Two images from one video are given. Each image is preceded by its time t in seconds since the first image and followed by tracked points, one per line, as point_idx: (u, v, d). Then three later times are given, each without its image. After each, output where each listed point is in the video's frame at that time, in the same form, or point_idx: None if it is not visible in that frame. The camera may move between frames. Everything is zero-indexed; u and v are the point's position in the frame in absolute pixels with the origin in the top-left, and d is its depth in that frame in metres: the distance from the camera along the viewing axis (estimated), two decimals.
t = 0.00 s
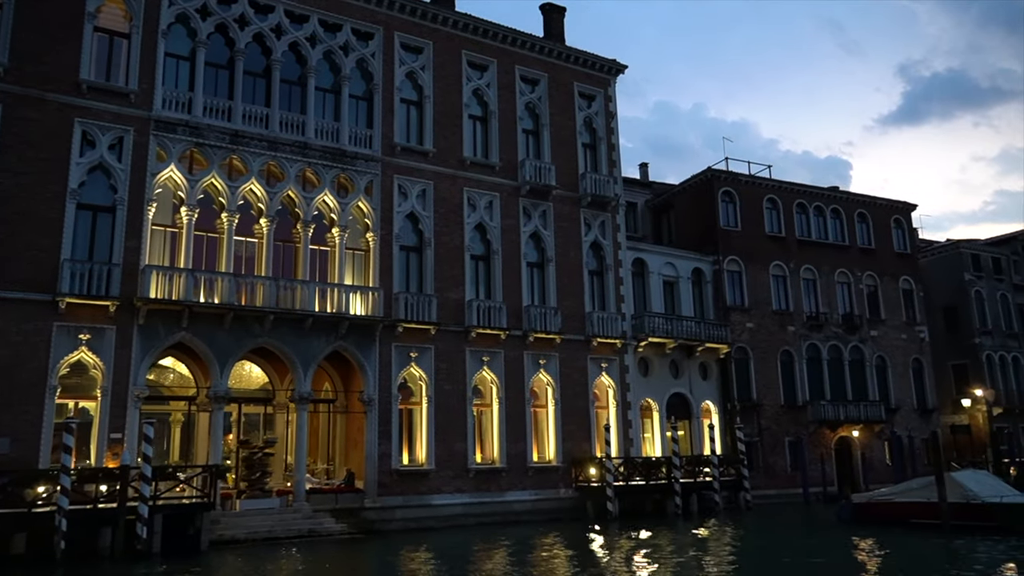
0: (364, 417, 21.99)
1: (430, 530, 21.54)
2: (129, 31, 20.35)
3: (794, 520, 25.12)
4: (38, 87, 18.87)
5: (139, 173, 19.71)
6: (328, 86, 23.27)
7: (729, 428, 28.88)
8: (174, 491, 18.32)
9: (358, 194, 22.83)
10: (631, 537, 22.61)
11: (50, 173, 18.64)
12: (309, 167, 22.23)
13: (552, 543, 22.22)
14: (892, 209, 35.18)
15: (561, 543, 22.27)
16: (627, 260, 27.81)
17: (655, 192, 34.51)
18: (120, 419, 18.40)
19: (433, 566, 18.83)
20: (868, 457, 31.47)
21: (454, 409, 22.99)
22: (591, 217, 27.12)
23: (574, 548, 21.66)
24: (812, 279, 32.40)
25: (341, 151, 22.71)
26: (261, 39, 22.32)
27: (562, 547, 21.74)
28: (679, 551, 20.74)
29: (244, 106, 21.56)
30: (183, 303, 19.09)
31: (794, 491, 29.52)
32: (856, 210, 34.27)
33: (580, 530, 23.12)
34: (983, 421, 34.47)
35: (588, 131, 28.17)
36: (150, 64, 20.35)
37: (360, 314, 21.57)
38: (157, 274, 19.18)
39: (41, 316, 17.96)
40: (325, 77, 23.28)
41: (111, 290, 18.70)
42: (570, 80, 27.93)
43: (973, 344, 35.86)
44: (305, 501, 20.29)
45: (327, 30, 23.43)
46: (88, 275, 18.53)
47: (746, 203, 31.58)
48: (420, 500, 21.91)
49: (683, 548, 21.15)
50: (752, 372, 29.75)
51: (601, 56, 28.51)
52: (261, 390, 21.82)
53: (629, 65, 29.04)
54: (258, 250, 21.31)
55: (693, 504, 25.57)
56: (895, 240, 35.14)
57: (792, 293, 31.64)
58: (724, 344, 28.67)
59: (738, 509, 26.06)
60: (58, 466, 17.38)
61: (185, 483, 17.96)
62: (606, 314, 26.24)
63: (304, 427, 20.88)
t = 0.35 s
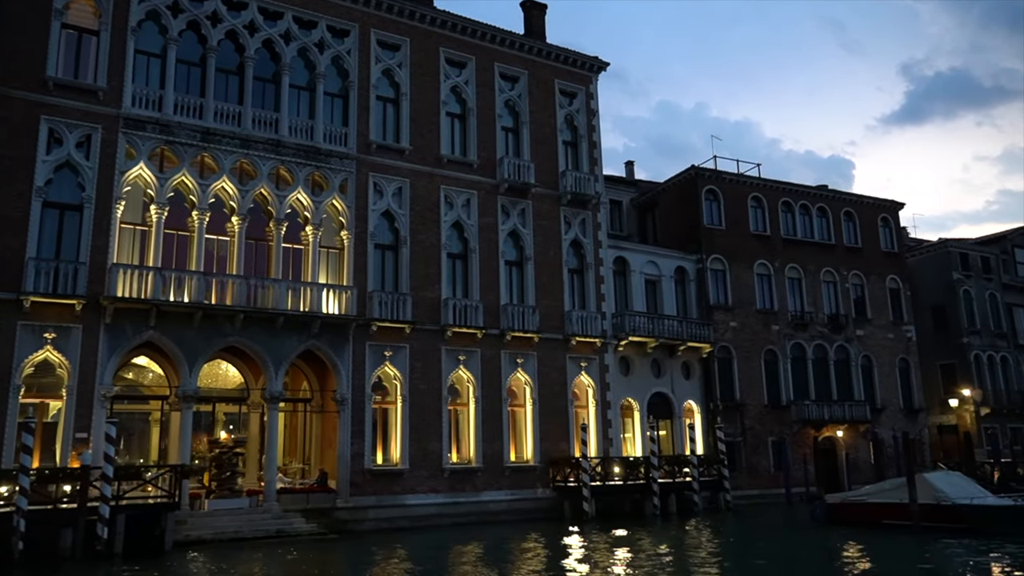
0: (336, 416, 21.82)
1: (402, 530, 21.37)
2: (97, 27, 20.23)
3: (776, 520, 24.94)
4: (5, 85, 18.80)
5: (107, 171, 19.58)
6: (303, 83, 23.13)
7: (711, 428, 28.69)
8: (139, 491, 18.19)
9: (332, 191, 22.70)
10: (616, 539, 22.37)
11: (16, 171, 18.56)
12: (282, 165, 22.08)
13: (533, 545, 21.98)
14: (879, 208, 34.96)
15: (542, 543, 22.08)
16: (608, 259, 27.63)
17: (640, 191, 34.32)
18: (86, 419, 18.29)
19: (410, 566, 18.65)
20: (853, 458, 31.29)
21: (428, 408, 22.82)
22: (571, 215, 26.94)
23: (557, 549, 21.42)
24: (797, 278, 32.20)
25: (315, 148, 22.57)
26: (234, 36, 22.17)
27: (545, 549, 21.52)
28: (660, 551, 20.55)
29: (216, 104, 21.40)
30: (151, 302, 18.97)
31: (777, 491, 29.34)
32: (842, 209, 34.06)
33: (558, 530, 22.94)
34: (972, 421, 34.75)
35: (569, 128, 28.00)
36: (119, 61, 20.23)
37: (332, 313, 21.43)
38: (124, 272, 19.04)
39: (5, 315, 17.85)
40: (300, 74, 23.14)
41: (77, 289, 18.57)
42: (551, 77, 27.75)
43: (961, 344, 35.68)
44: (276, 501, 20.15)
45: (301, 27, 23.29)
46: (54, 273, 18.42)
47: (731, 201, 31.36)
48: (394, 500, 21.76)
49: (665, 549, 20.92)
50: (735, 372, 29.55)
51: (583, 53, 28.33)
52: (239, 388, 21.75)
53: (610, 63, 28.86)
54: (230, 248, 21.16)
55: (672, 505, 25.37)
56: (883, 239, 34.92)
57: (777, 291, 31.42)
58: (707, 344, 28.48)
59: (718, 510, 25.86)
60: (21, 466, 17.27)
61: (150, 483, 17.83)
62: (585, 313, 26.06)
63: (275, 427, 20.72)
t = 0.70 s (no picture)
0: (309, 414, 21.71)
1: (375, 530, 21.25)
2: (67, 23, 20.10)
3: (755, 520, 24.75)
4: None
5: (76, 168, 19.47)
6: (279, 80, 22.99)
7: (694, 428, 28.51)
8: (105, 491, 18.05)
9: (307, 189, 22.57)
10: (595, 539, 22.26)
11: None
12: (256, 162, 21.95)
13: (509, 545, 21.82)
14: (867, 207, 34.73)
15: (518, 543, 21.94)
16: (589, 257, 27.46)
17: (626, 189, 34.14)
18: (52, 417, 18.19)
19: (380, 564, 18.52)
20: (838, 458, 31.12)
21: (403, 407, 22.67)
22: (551, 213, 26.77)
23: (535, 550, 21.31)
24: (783, 277, 31.99)
25: (290, 146, 22.43)
26: (208, 32, 22.02)
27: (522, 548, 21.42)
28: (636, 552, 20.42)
29: (189, 100, 21.26)
30: (118, 300, 18.84)
31: (761, 491, 29.16)
32: (830, 207, 33.83)
33: (534, 530, 22.79)
34: (960, 421, 34.39)
35: (551, 126, 27.83)
36: (90, 56, 20.09)
37: (305, 311, 21.30)
38: (92, 270, 18.92)
39: None
40: (275, 71, 23.00)
41: (44, 286, 18.46)
42: (532, 75, 27.58)
43: (950, 344, 35.45)
44: (246, 500, 20.02)
45: (277, 24, 23.15)
46: (21, 270, 18.31)
47: (715, 200, 31.13)
48: (367, 500, 21.64)
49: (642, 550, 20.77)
50: (718, 371, 29.36)
51: (565, 51, 28.16)
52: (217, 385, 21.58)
53: (593, 60, 28.67)
54: (202, 246, 21.02)
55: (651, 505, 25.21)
56: (870, 238, 34.69)
57: (761, 291, 31.20)
58: (689, 343, 28.30)
59: (698, 511, 25.67)
60: None
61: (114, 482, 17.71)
62: (565, 312, 25.89)
63: (246, 426, 20.55)
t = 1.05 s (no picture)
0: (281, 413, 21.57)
1: (346, 530, 21.11)
2: (36, 18, 19.96)
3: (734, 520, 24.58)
4: None
5: (44, 164, 19.37)
6: (253, 76, 22.84)
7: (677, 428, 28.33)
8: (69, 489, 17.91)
9: (281, 186, 22.42)
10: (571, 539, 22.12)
11: None
12: (228, 159, 21.79)
13: (484, 545, 21.62)
14: (855, 206, 34.50)
15: (492, 543, 21.79)
16: (570, 255, 27.30)
17: (611, 187, 33.96)
18: (16, 414, 18.11)
19: (349, 563, 18.38)
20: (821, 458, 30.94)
21: (377, 406, 22.52)
22: (531, 211, 26.61)
23: (510, 549, 21.16)
24: (767, 276, 31.77)
25: (263, 142, 22.28)
26: (181, 27, 21.85)
27: (497, 548, 21.29)
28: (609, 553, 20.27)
29: (161, 96, 21.08)
30: (85, 298, 18.70)
31: (743, 491, 28.98)
32: (816, 206, 33.59)
33: (510, 530, 22.61)
34: (947, 422, 34.21)
35: (532, 123, 27.66)
36: (59, 52, 19.95)
37: (276, 309, 21.14)
38: (58, 267, 18.78)
39: None
40: (250, 67, 22.84)
41: (9, 282, 18.37)
42: (513, 72, 27.40)
43: (937, 344, 35.26)
44: (215, 499, 19.85)
45: (252, 20, 22.99)
46: None
47: (699, 198, 30.90)
48: (339, 499, 21.49)
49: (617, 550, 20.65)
50: (700, 371, 29.18)
51: (547, 48, 27.98)
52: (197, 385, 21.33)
53: (575, 57, 28.47)
54: (173, 243, 20.84)
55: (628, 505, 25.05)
56: (858, 237, 34.47)
57: (746, 290, 30.99)
58: (671, 342, 28.12)
59: (677, 511, 25.49)
60: None
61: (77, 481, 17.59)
62: (544, 311, 25.72)
63: (215, 424, 20.40)
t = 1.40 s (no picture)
0: (249, 409, 21.41)
1: (315, 527, 21.00)
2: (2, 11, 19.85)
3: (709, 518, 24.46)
4: None
5: (9, 157, 19.28)
6: (226, 70, 22.65)
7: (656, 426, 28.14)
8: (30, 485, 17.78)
9: (252, 180, 22.27)
10: (546, 540, 21.90)
11: None
12: (198, 153, 21.62)
13: (455, 543, 21.49)
14: (840, 203, 34.29)
15: (464, 542, 21.63)
16: (548, 252, 27.13)
17: (594, 184, 33.78)
18: None
19: (313, 560, 18.28)
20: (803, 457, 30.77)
21: (348, 402, 22.41)
22: (508, 207, 26.44)
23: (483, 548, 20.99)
24: (750, 273, 31.57)
25: (234, 137, 22.11)
26: (151, 20, 21.67)
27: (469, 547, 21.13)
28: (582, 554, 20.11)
29: (129, 90, 20.92)
30: (48, 293, 18.58)
31: (722, 490, 28.86)
32: (801, 203, 33.37)
33: (484, 529, 22.44)
34: (931, 421, 34.11)
35: (511, 119, 27.47)
36: (25, 45, 19.83)
37: (245, 305, 20.99)
38: (21, 261, 18.63)
39: None
40: (222, 61, 22.66)
41: None
42: (492, 67, 27.21)
43: (922, 342, 35.12)
44: (181, 495, 19.69)
45: (224, 13, 22.80)
46: None
47: (681, 195, 30.68)
48: (309, 496, 21.34)
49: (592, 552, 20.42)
50: (680, 369, 29.03)
51: (527, 43, 27.78)
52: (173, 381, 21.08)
53: (555, 52, 28.26)
54: (141, 238, 20.69)
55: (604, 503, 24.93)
56: (842, 235, 34.26)
57: (727, 288, 30.79)
58: (650, 339, 27.98)
59: (653, 510, 25.35)
60: None
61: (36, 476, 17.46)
62: (520, 308, 25.55)
63: (182, 419, 20.22)
